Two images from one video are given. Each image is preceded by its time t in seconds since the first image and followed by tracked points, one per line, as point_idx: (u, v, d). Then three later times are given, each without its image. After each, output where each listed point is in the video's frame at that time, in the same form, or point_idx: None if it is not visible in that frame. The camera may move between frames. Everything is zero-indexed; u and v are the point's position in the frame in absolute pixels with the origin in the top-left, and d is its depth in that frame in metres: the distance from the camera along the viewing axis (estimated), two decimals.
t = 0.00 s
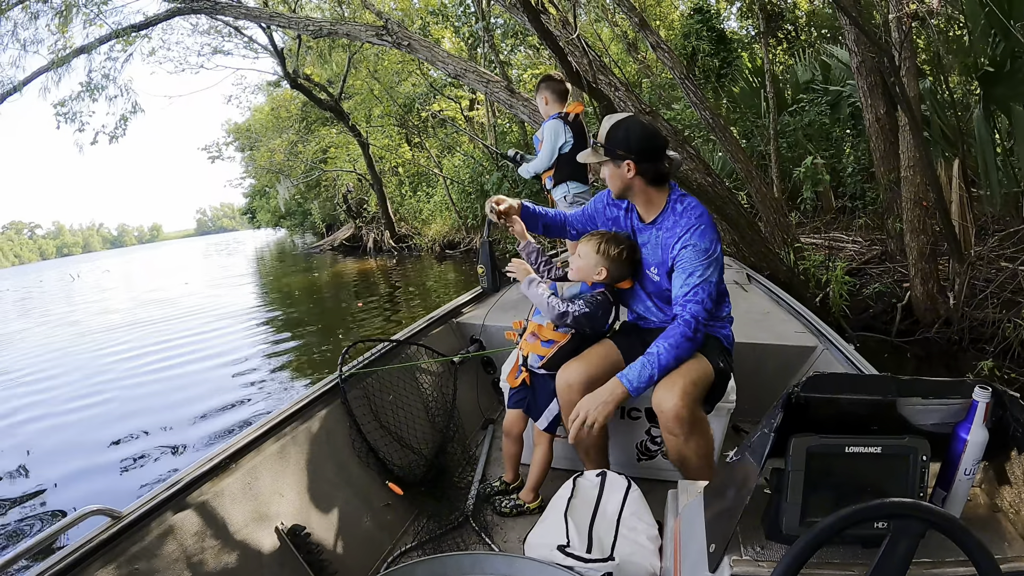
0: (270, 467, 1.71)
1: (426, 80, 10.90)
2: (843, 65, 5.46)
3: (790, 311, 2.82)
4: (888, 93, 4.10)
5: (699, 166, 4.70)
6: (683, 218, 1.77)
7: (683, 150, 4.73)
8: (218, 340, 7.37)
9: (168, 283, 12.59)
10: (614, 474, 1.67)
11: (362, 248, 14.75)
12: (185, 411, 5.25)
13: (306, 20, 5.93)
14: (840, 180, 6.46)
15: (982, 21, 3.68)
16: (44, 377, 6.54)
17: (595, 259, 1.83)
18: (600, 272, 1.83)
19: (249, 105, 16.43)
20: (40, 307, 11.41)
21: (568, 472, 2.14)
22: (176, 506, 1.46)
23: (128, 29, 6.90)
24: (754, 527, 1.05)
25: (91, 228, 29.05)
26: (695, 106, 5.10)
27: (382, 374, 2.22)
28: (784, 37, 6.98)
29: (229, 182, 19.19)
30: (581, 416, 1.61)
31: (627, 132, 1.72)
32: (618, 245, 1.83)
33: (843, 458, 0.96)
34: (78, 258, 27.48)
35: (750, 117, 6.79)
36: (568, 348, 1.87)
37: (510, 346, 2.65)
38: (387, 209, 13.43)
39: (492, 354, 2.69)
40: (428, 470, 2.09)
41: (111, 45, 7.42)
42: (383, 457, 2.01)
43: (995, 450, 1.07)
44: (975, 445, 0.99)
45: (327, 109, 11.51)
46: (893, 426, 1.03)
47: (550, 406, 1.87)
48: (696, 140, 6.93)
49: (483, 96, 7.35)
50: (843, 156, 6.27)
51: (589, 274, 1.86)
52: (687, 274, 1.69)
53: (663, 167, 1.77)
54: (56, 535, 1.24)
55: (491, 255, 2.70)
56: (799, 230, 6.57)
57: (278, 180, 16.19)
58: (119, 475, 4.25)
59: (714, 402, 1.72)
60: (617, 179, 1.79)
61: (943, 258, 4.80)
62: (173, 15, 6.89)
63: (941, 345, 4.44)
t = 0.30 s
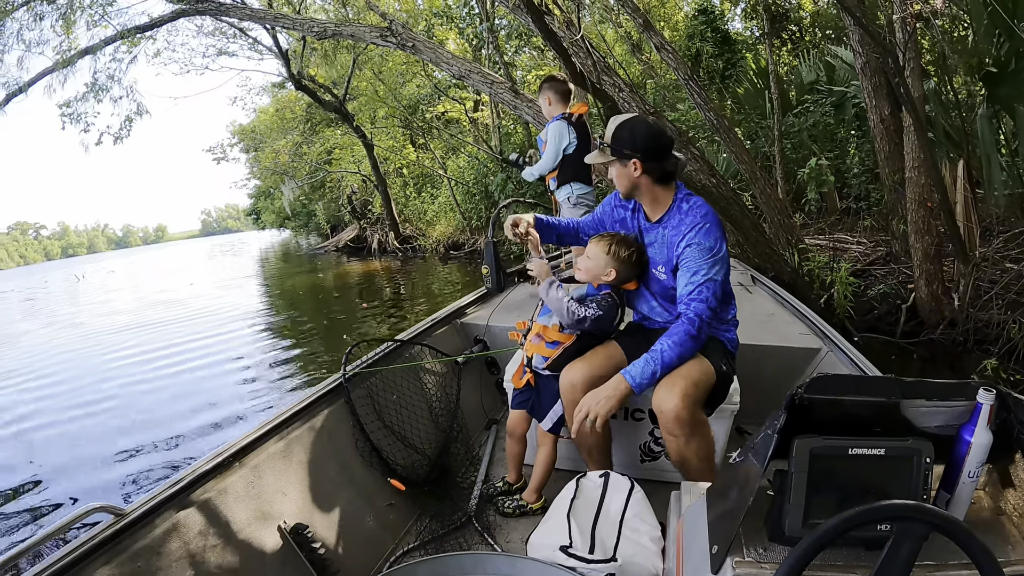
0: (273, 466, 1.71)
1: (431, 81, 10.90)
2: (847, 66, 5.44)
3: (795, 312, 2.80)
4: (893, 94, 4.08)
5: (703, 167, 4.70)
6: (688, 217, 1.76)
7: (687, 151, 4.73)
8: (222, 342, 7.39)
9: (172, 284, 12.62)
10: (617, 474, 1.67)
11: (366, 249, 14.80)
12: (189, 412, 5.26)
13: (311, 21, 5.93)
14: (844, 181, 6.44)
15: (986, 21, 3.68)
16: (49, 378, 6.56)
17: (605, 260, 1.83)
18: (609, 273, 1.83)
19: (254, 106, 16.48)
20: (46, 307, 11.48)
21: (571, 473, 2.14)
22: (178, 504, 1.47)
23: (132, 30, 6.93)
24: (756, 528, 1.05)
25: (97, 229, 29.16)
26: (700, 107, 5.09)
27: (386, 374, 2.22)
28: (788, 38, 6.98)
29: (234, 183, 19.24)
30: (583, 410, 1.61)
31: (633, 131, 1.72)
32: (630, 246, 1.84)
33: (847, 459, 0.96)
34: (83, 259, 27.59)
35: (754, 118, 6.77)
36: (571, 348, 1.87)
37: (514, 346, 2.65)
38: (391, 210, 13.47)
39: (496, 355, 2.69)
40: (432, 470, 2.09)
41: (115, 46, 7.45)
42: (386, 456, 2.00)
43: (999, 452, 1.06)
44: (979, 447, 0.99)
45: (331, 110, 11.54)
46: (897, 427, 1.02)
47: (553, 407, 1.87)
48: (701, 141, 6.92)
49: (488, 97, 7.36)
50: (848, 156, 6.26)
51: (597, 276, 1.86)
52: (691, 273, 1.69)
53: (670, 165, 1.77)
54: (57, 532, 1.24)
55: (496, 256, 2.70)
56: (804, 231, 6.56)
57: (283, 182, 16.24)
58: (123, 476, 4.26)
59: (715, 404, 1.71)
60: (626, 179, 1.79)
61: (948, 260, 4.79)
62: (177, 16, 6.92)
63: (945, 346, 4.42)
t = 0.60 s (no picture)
0: (278, 466, 1.71)
1: (435, 80, 10.88)
2: (853, 63, 5.41)
3: (801, 311, 2.79)
4: (899, 90, 4.05)
5: (709, 164, 4.69)
6: (693, 213, 1.75)
7: (693, 149, 4.71)
8: (228, 342, 7.42)
9: (177, 284, 12.66)
10: (622, 472, 1.66)
11: (371, 248, 14.83)
12: (195, 411, 5.28)
13: (315, 20, 5.93)
14: (850, 178, 6.41)
15: (992, 18, 3.65)
16: (56, 378, 6.60)
17: (609, 256, 1.82)
18: (614, 271, 1.82)
19: (259, 106, 16.52)
20: (53, 307, 11.54)
21: (575, 472, 2.14)
22: (183, 503, 1.47)
23: (137, 31, 6.95)
24: (761, 528, 1.05)
25: (104, 229, 29.30)
26: (705, 104, 5.07)
27: (392, 373, 2.22)
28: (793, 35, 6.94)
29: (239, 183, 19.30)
30: (590, 408, 1.60)
31: (645, 125, 1.72)
32: (636, 244, 1.83)
33: (850, 459, 0.95)
34: (90, 259, 27.74)
35: (759, 116, 6.75)
36: (577, 347, 1.87)
37: (519, 344, 2.65)
38: (396, 210, 13.49)
39: (501, 354, 2.69)
40: (437, 468, 2.10)
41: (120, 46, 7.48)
42: (392, 455, 2.01)
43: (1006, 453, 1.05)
44: (984, 447, 0.98)
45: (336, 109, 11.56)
46: (902, 427, 1.01)
47: (558, 406, 1.86)
48: (706, 139, 6.90)
49: (493, 96, 7.35)
50: (853, 154, 6.23)
51: (602, 272, 1.84)
52: (695, 270, 1.68)
53: (678, 161, 1.77)
54: (62, 531, 1.25)
55: (501, 254, 2.70)
56: (809, 229, 6.54)
57: (288, 181, 16.29)
58: (130, 476, 4.28)
59: (717, 404, 1.70)
60: (636, 175, 1.78)
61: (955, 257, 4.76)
62: (181, 16, 6.94)
63: (952, 345, 4.40)
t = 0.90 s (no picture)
0: (282, 484, 1.67)
1: (442, 75, 10.78)
2: (866, 57, 5.32)
3: (820, 312, 2.73)
4: (915, 85, 3.91)
5: (724, 161, 4.63)
6: (715, 216, 1.70)
7: (707, 146, 4.65)
8: (239, 343, 7.43)
9: (185, 282, 12.69)
10: (641, 488, 1.61)
11: (379, 245, 14.84)
12: (207, 414, 5.28)
13: (319, 17, 5.88)
14: (863, 173, 6.33)
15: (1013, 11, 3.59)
16: (67, 380, 6.62)
17: (621, 259, 1.78)
18: (627, 273, 1.77)
19: (266, 103, 16.52)
20: (64, 307, 11.60)
21: (590, 481, 2.10)
22: (182, 527, 1.43)
23: (140, 30, 6.92)
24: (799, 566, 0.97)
25: (114, 227, 29.45)
26: (717, 100, 5.00)
27: (400, 382, 2.17)
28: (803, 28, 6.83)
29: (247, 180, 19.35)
30: (612, 420, 1.55)
31: (660, 125, 1.66)
32: (646, 245, 1.78)
33: (897, 495, 0.84)
34: (100, 257, 27.92)
35: (771, 111, 6.66)
36: (594, 353, 1.82)
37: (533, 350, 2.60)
38: (403, 207, 13.48)
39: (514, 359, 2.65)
40: (449, 481, 2.07)
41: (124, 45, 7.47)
42: (401, 468, 1.97)
43: None
44: None
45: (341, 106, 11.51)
46: (948, 455, 0.95)
47: (574, 417, 1.82)
48: (716, 135, 6.81)
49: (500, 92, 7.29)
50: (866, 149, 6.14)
51: (615, 276, 1.79)
52: (720, 275, 1.63)
53: (697, 162, 1.71)
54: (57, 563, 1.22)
55: (512, 256, 2.66)
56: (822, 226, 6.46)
57: (295, 178, 16.29)
58: (143, 481, 4.28)
59: (741, 414, 1.66)
60: (652, 177, 1.72)
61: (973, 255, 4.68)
62: (184, 15, 6.91)
63: (970, 346, 4.32)
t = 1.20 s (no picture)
0: (258, 515, 1.60)
1: (446, 67, 10.61)
2: (883, 47, 5.16)
3: (836, 317, 2.63)
4: (934, 76, 3.71)
5: (737, 156, 4.53)
6: (731, 222, 1.62)
7: (721, 140, 4.51)
8: (243, 342, 7.42)
9: (190, 278, 12.71)
10: (645, 521, 1.52)
11: (383, 238, 14.79)
12: (211, 416, 5.27)
13: (316, 8, 5.78)
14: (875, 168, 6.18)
15: None
16: (71, 380, 6.63)
17: (612, 265, 1.71)
18: (621, 278, 1.69)
19: (270, 95, 16.45)
20: (70, 303, 11.65)
21: (592, 502, 2.07)
22: (145, 567, 1.37)
23: (135, 23, 6.87)
24: None
25: (122, 219, 29.62)
26: (729, 91, 4.86)
27: (387, 400, 2.09)
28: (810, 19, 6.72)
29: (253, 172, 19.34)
30: (615, 447, 1.47)
31: (664, 123, 1.57)
32: (635, 244, 1.72)
33: None
34: (108, 249, 28.12)
35: (781, 102, 6.49)
36: (593, 369, 1.73)
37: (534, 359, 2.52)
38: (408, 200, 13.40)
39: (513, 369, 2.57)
40: (439, 503, 2.01)
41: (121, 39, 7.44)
42: (387, 493, 1.90)
43: None
44: None
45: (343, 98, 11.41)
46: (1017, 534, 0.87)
47: (577, 442, 1.74)
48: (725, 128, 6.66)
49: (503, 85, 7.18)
50: (878, 142, 5.99)
51: (608, 283, 1.71)
52: (737, 288, 1.55)
53: (708, 163, 1.62)
54: None
55: (510, 258, 2.58)
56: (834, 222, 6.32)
57: (300, 171, 16.24)
58: (144, 487, 4.26)
59: (756, 441, 1.58)
60: (654, 176, 1.64)
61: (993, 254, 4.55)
62: (180, 7, 6.85)
63: (990, 351, 4.19)
